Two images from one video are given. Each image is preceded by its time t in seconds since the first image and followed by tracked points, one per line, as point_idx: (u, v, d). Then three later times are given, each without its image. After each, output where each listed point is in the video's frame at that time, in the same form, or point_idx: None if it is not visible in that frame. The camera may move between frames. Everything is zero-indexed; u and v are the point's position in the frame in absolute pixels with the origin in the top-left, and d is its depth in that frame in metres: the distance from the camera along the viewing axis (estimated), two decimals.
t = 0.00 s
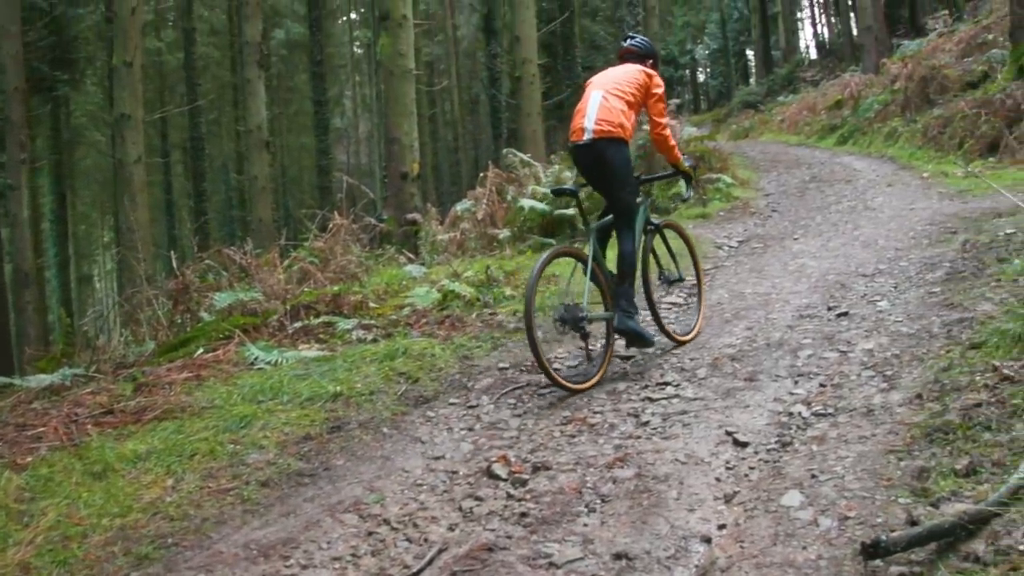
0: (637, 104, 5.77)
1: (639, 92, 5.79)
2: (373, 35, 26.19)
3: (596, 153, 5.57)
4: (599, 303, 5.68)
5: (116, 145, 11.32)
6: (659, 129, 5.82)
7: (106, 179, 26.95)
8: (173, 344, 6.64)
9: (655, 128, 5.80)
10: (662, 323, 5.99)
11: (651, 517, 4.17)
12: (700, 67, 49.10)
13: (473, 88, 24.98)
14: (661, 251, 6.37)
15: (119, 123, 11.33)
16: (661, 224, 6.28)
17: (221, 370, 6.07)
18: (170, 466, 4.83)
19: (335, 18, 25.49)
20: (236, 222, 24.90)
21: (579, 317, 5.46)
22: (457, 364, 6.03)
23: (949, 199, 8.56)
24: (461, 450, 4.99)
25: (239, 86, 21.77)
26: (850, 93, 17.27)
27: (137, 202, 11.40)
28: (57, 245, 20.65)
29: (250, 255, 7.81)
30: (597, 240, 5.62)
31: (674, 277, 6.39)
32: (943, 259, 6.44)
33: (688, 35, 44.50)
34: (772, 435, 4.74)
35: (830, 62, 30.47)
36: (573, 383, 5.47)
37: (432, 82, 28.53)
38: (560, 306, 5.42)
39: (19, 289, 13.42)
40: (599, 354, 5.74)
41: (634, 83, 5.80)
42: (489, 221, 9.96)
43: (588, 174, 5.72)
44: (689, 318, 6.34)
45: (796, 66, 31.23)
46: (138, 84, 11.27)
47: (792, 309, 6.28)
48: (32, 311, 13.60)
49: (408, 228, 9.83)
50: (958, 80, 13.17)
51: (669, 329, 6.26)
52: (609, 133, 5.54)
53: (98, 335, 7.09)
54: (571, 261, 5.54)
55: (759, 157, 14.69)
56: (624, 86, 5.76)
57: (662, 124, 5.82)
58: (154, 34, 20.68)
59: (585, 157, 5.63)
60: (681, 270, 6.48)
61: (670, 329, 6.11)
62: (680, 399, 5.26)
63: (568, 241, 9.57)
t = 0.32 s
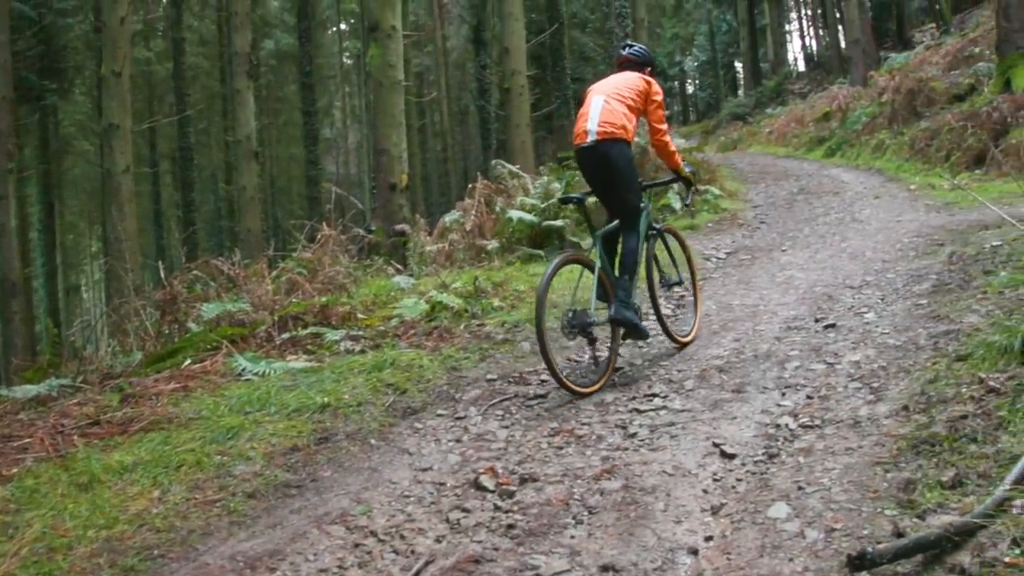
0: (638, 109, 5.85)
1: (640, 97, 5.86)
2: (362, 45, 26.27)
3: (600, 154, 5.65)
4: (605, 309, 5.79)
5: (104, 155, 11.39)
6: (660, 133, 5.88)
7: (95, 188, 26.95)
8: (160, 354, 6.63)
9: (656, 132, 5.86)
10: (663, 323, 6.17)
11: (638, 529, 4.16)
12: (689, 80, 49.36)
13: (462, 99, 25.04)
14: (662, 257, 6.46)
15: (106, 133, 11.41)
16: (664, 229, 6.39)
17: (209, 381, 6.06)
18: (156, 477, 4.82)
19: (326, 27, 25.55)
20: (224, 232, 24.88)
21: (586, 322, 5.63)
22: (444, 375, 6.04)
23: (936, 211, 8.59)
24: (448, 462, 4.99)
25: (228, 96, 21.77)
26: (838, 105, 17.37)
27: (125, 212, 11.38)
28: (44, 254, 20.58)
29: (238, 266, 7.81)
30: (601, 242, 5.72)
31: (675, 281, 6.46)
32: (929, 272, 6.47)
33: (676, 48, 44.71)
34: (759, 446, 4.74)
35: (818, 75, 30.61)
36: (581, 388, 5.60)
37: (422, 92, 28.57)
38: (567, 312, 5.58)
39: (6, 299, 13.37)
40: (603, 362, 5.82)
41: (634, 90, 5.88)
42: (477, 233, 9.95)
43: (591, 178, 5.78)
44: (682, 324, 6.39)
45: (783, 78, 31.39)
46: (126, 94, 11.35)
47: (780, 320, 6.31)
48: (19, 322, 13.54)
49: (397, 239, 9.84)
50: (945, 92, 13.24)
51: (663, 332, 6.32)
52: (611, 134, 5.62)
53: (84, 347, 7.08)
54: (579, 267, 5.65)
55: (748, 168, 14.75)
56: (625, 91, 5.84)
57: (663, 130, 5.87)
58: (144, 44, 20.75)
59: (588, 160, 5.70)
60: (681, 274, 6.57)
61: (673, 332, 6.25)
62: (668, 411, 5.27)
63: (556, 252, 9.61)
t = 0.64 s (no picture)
0: (637, 120, 5.91)
1: (639, 109, 5.93)
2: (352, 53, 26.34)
3: (605, 164, 5.69)
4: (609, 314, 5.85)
5: (92, 165, 11.37)
6: (660, 143, 5.95)
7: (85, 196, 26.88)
8: (147, 364, 6.61)
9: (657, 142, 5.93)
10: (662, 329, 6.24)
11: (624, 539, 4.16)
12: (677, 91, 49.67)
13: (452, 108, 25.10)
14: (662, 267, 6.52)
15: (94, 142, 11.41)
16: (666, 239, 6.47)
17: (196, 392, 6.05)
18: (142, 489, 4.81)
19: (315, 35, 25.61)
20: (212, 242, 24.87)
21: (592, 326, 5.66)
22: (432, 386, 6.04)
23: (922, 222, 8.64)
24: (435, 473, 4.99)
25: (217, 105, 21.76)
26: (825, 117, 17.47)
27: (112, 222, 11.36)
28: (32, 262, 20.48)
29: (225, 276, 7.81)
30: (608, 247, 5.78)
31: (672, 289, 6.52)
32: (915, 283, 6.50)
33: (664, 59, 44.94)
34: (746, 457, 4.75)
35: (806, 87, 30.82)
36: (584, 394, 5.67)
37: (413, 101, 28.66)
38: (574, 315, 5.62)
39: None
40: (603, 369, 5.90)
41: (633, 101, 5.94)
42: (465, 243, 9.95)
43: (596, 187, 5.81)
44: (674, 332, 6.43)
45: (771, 90, 31.60)
46: (114, 103, 11.37)
47: (767, 331, 6.34)
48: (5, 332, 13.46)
49: (384, 250, 9.87)
50: (931, 104, 13.32)
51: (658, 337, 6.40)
52: (613, 144, 5.68)
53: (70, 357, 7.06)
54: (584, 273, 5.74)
55: (736, 179, 14.84)
56: (624, 102, 5.91)
57: (663, 140, 5.94)
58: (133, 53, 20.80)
59: (593, 170, 5.74)
60: (679, 283, 6.63)
61: (668, 338, 6.32)
62: (655, 422, 5.28)
63: (544, 262, 9.66)
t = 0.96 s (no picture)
0: (636, 135, 6.01)
1: (636, 125, 6.02)
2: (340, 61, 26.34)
3: (606, 178, 5.85)
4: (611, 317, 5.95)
5: (78, 174, 11.34)
6: (660, 154, 5.99)
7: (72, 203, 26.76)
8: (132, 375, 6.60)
9: (657, 154, 5.98)
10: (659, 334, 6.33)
11: (610, 549, 4.17)
12: (663, 100, 49.85)
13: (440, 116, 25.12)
14: (659, 272, 6.64)
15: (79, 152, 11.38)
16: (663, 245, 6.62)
17: (181, 402, 6.04)
18: (126, 500, 4.79)
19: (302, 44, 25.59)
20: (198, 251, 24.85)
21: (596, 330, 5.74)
22: (418, 396, 6.04)
23: (906, 231, 8.69)
24: (421, 483, 4.98)
25: (203, 114, 21.72)
26: (811, 126, 17.56)
27: (98, 232, 11.32)
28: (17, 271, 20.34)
29: (211, 285, 7.80)
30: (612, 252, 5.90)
31: (669, 295, 6.63)
32: (900, 292, 6.54)
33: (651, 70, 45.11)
34: (731, 466, 4.76)
35: (791, 97, 30.96)
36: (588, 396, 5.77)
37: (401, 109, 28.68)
38: (578, 319, 5.69)
39: None
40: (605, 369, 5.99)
41: (630, 117, 6.03)
42: (451, 253, 9.96)
43: (599, 200, 5.98)
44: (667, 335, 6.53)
45: (757, 99, 31.76)
46: (99, 113, 11.36)
47: (752, 340, 6.36)
48: None
49: (370, 259, 9.84)
50: (916, 114, 13.41)
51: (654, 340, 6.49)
52: (612, 161, 5.83)
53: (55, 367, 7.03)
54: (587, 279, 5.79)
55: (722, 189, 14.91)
56: (621, 118, 6.01)
57: (662, 151, 5.99)
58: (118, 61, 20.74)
59: (594, 185, 5.90)
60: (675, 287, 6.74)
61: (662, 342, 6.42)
62: (640, 431, 5.30)
63: (530, 271, 9.68)
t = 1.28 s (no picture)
0: (636, 145, 6.06)
1: (635, 135, 6.06)
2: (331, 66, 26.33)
3: (607, 190, 5.90)
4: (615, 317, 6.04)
5: (66, 179, 11.31)
6: (662, 161, 5.99)
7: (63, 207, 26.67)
8: (119, 381, 6.59)
9: (658, 161, 5.99)
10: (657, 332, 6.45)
11: (597, 554, 4.17)
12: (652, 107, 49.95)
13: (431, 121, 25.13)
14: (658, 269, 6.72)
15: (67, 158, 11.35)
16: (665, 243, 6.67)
17: (168, 408, 6.03)
18: (113, 506, 4.78)
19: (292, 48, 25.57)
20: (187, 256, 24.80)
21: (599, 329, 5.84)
22: (405, 402, 6.04)
23: (892, 238, 8.74)
24: (408, 489, 4.98)
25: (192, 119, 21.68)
26: (799, 133, 17.62)
27: (86, 237, 11.29)
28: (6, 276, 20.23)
29: (198, 291, 7.79)
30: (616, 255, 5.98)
31: (668, 293, 6.73)
32: (887, 298, 6.57)
33: (641, 77, 45.19)
34: (719, 472, 4.77)
35: (780, 103, 31.09)
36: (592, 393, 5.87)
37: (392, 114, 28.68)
38: (584, 318, 5.79)
39: None
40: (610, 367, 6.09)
41: (629, 129, 6.07)
42: (440, 258, 9.98)
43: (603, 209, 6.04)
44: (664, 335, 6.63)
45: (747, 106, 31.88)
46: (88, 118, 11.33)
47: (740, 346, 6.39)
48: None
49: (360, 265, 9.87)
50: (903, 122, 13.49)
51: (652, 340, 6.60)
52: (613, 173, 5.88)
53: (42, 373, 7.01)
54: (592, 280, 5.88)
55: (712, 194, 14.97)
56: (620, 130, 6.05)
57: (663, 158, 5.99)
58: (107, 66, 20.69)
59: (597, 197, 5.97)
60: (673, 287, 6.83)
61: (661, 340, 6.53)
62: (628, 436, 5.31)
63: (519, 276, 9.70)
